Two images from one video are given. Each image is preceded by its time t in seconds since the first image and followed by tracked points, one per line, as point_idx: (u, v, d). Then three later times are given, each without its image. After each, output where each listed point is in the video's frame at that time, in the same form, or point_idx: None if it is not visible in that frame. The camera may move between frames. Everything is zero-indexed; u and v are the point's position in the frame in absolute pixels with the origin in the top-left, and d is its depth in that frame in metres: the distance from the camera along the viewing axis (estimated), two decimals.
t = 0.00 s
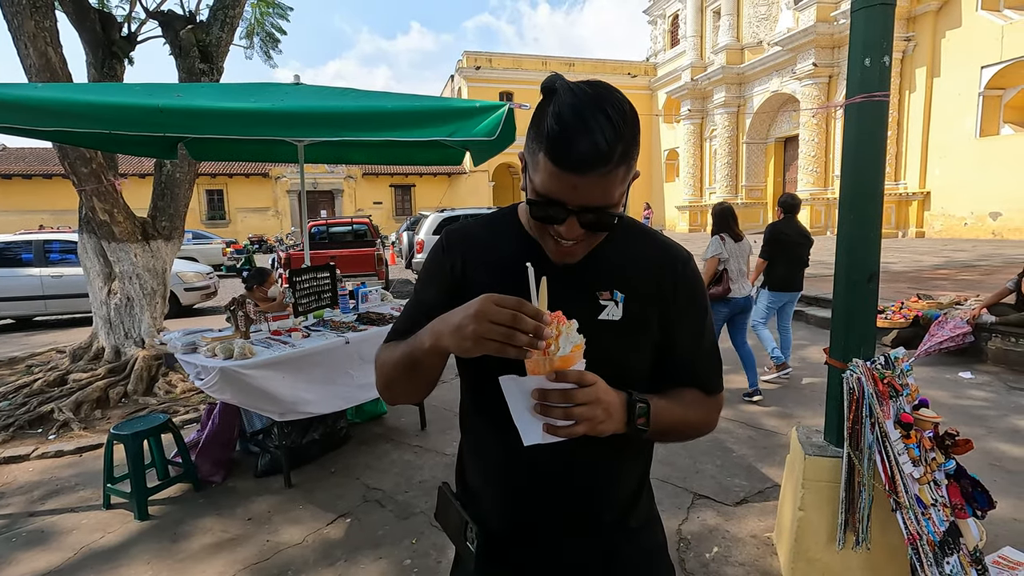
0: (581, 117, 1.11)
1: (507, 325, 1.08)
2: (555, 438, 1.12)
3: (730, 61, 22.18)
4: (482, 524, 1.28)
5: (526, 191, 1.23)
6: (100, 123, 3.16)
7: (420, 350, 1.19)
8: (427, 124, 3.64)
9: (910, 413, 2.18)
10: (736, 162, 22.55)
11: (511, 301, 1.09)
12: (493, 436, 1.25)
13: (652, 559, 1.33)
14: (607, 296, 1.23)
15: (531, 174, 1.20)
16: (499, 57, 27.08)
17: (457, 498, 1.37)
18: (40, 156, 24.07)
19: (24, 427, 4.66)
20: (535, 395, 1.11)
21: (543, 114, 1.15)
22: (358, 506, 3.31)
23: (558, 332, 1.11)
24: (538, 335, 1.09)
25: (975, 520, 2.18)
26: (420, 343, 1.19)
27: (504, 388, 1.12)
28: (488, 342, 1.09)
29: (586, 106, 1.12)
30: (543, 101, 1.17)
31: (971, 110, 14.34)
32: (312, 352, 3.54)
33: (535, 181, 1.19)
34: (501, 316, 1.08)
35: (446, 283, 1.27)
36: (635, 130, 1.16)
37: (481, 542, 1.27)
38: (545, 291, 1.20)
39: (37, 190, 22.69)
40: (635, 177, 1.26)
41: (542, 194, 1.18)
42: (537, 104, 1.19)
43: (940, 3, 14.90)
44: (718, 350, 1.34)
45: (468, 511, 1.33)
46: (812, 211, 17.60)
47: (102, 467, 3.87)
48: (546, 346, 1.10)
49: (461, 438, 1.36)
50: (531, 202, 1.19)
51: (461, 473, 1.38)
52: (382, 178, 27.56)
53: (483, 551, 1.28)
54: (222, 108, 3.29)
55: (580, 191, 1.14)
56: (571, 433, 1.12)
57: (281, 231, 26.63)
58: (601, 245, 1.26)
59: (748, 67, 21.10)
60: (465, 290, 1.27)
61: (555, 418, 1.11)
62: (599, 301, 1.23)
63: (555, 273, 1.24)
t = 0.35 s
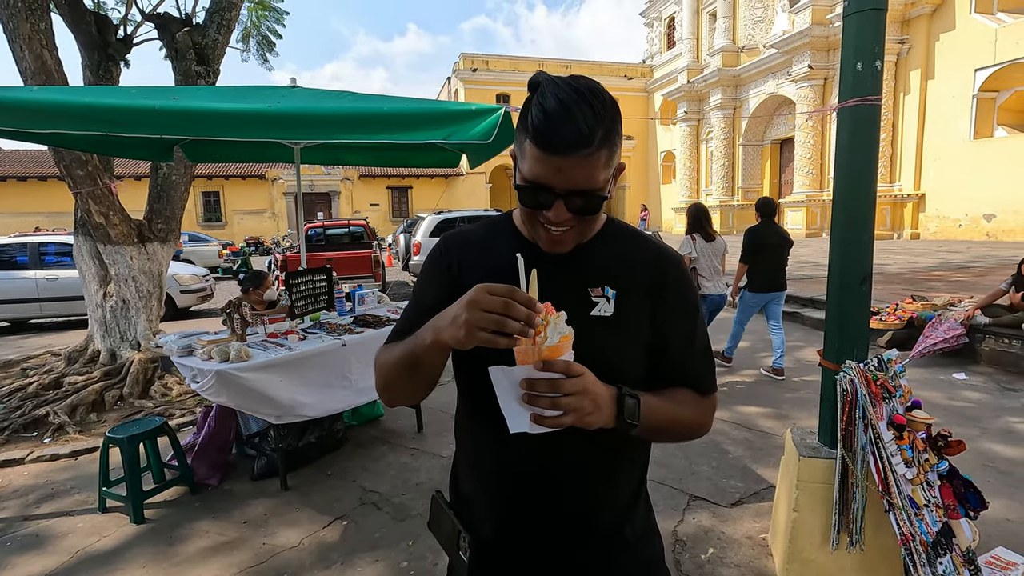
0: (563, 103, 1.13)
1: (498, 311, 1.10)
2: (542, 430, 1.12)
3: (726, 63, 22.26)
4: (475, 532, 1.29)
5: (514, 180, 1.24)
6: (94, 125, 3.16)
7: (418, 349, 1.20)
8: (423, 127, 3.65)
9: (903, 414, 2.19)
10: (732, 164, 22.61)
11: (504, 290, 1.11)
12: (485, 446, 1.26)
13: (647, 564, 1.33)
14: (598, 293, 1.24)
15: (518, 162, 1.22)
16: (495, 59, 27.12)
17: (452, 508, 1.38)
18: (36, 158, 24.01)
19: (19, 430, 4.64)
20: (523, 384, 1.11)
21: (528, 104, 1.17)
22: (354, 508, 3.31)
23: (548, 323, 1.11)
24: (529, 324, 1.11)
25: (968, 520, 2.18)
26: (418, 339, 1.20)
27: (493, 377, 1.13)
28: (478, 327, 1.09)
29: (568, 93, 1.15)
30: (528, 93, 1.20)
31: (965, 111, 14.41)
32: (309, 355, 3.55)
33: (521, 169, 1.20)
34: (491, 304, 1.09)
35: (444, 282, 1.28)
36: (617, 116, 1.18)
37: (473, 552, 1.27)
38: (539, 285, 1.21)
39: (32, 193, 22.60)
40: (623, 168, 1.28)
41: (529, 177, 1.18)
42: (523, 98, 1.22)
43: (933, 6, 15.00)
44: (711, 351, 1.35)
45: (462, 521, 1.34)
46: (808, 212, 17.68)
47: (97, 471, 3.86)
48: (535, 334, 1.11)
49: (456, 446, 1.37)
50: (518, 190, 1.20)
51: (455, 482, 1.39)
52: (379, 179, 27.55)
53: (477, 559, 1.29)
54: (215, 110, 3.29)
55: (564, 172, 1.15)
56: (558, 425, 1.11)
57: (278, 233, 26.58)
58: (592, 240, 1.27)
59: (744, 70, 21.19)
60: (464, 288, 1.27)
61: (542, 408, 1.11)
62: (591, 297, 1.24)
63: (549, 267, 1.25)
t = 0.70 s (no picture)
0: (566, 88, 1.16)
1: (484, 297, 1.11)
2: (544, 426, 1.12)
3: (723, 64, 22.32)
4: (475, 535, 1.29)
5: (517, 170, 1.26)
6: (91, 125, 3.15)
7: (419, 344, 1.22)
8: (420, 129, 3.65)
9: (898, 414, 2.22)
10: (729, 165, 22.67)
11: (486, 273, 1.13)
12: (485, 448, 1.27)
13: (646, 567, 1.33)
14: (599, 289, 1.25)
15: (520, 152, 1.24)
16: (492, 59, 27.12)
17: (451, 512, 1.39)
18: (31, 159, 23.90)
19: (14, 432, 4.63)
20: (527, 379, 1.12)
21: (532, 92, 1.20)
22: (352, 509, 3.31)
23: (551, 319, 1.11)
24: (515, 302, 1.11)
25: (962, 519, 2.22)
26: (417, 334, 1.22)
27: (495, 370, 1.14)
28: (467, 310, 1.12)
29: (570, 81, 1.18)
30: (530, 83, 1.23)
31: (960, 112, 14.49)
32: (306, 356, 3.54)
33: (524, 158, 1.22)
34: (474, 288, 1.12)
35: (444, 281, 1.31)
36: (616, 104, 1.22)
37: (473, 556, 1.28)
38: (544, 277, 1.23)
39: (27, 193, 22.50)
40: (622, 161, 1.31)
41: (532, 164, 1.20)
42: (526, 89, 1.25)
43: (928, 7, 15.08)
44: (711, 351, 1.35)
45: (461, 524, 1.35)
46: (804, 213, 17.75)
47: (94, 472, 3.85)
48: (538, 332, 1.12)
49: (455, 449, 1.38)
50: (522, 178, 1.23)
51: (454, 485, 1.40)
52: (376, 180, 27.52)
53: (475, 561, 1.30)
54: (210, 111, 3.28)
55: (567, 157, 1.18)
56: (560, 421, 1.12)
57: (274, 233, 26.53)
58: (591, 237, 1.30)
59: (740, 71, 21.25)
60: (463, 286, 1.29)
61: (544, 404, 1.11)
62: (592, 293, 1.25)
63: (549, 261, 1.28)
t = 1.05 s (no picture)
0: (585, 79, 1.19)
1: (486, 288, 1.12)
2: (566, 421, 1.12)
3: (719, 64, 22.36)
4: (482, 533, 1.30)
5: (533, 160, 1.27)
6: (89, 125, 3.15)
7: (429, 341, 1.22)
8: (418, 128, 3.65)
9: (896, 413, 2.23)
10: (726, 165, 22.73)
11: (485, 265, 1.14)
12: (494, 445, 1.27)
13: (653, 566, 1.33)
14: (608, 285, 1.26)
15: (536, 142, 1.26)
16: (489, 60, 27.12)
17: (457, 511, 1.39)
18: (26, 159, 23.81)
19: (10, 434, 4.61)
20: (546, 375, 1.12)
21: (551, 82, 1.23)
22: (350, 510, 3.30)
23: (570, 312, 1.12)
24: (516, 294, 1.12)
25: (959, 517, 2.23)
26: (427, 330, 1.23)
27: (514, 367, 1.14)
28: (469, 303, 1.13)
29: (590, 73, 1.21)
30: (549, 76, 1.26)
31: (955, 113, 14.56)
32: (304, 357, 3.53)
33: (540, 147, 1.24)
34: (474, 281, 1.13)
35: (453, 278, 1.31)
36: (631, 100, 1.25)
37: (479, 555, 1.28)
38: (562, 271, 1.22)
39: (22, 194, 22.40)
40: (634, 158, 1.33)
41: (549, 151, 1.21)
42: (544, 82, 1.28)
43: (923, 8, 15.15)
44: (719, 350, 1.36)
45: (467, 523, 1.35)
46: (801, 213, 17.81)
47: (91, 473, 3.84)
48: (559, 326, 1.13)
49: (463, 447, 1.38)
50: (539, 165, 1.23)
51: (460, 483, 1.40)
52: (373, 180, 27.49)
53: (482, 560, 1.29)
54: (206, 110, 3.27)
55: (585, 145, 1.19)
56: (581, 416, 1.12)
57: (271, 234, 26.49)
58: (601, 232, 1.32)
59: (736, 71, 21.30)
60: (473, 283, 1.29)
61: (564, 399, 1.11)
62: (601, 289, 1.25)
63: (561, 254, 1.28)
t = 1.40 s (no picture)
0: (606, 71, 1.20)
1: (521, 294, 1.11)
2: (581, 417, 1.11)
3: (716, 67, 22.44)
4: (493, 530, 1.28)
5: (551, 151, 1.27)
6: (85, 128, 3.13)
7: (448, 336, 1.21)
8: (416, 130, 3.64)
9: (893, 414, 2.22)
10: (722, 167, 22.79)
11: (525, 271, 1.14)
12: (509, 441, 1.26)
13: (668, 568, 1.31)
14: (624, 280, 1.25)
15: (555, 134, 1.26)
16: (487, 62, 27.15)
17: (468, 509, 1.37)
18: (21, 160, 23.71)
19: (3, 437, 4.57)
20: (564, 369, 1.10)
21: (572, 73, 1.24)
22: (346, 512, 3.28)
23: (591, 309, 1.11)
24: (550, 306, 1.13)
25: (956, 517, 2.23)
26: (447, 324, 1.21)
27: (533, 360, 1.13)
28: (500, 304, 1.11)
29: (610, 66, 1.22)
30: (569, 69, 1.27)
31: (950, 115, 14.63)
32: (300, 359, 3.51)
33: (560, 137, 1.24)
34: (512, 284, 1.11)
35: (467, 275, 1.31)
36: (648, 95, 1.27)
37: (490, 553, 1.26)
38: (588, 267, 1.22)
39: (17, 195, 22.29)
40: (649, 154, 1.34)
41: (569, 140, 1.22)
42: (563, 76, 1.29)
43: (918, 11, 15.23)
44: (735, 349, 1.35)
45: (477, 520, 1.33)
46: (797, 215, 17.84)
47: (84, 476, 3.81)
48: (579, 321, 1.11)
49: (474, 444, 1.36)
50: (557, 154, 1.24)
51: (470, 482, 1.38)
52: (370, 182, 27.47)
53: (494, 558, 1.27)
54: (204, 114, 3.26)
55: (605, 134, 1.20)
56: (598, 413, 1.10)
57: (268, 236, 26.43)
58: (613, 228, 1.32)
59: (733, 73, 21.36)
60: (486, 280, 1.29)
61: (582, 395, 1.10)
62: (617, 284, 1.25)
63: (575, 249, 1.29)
